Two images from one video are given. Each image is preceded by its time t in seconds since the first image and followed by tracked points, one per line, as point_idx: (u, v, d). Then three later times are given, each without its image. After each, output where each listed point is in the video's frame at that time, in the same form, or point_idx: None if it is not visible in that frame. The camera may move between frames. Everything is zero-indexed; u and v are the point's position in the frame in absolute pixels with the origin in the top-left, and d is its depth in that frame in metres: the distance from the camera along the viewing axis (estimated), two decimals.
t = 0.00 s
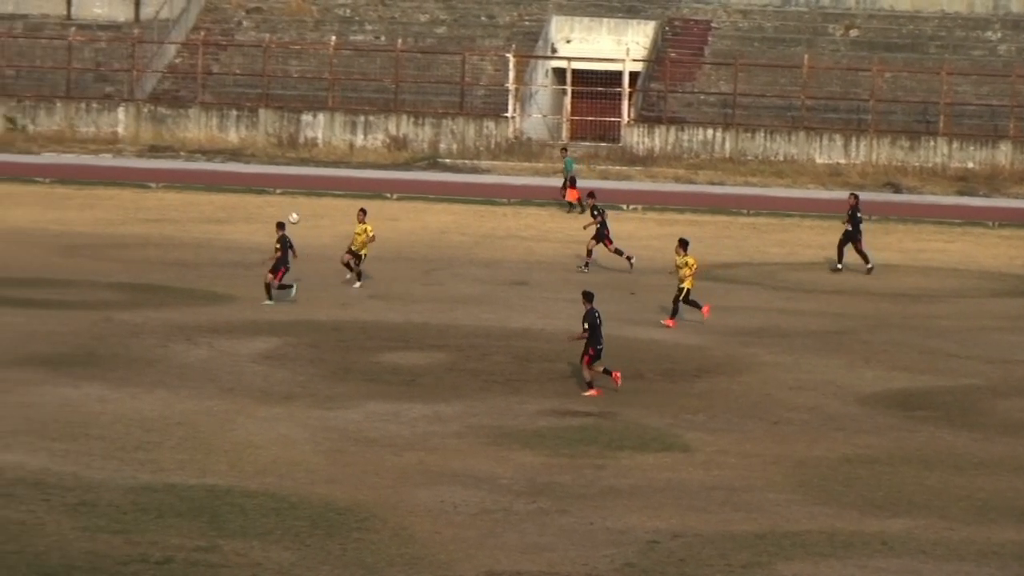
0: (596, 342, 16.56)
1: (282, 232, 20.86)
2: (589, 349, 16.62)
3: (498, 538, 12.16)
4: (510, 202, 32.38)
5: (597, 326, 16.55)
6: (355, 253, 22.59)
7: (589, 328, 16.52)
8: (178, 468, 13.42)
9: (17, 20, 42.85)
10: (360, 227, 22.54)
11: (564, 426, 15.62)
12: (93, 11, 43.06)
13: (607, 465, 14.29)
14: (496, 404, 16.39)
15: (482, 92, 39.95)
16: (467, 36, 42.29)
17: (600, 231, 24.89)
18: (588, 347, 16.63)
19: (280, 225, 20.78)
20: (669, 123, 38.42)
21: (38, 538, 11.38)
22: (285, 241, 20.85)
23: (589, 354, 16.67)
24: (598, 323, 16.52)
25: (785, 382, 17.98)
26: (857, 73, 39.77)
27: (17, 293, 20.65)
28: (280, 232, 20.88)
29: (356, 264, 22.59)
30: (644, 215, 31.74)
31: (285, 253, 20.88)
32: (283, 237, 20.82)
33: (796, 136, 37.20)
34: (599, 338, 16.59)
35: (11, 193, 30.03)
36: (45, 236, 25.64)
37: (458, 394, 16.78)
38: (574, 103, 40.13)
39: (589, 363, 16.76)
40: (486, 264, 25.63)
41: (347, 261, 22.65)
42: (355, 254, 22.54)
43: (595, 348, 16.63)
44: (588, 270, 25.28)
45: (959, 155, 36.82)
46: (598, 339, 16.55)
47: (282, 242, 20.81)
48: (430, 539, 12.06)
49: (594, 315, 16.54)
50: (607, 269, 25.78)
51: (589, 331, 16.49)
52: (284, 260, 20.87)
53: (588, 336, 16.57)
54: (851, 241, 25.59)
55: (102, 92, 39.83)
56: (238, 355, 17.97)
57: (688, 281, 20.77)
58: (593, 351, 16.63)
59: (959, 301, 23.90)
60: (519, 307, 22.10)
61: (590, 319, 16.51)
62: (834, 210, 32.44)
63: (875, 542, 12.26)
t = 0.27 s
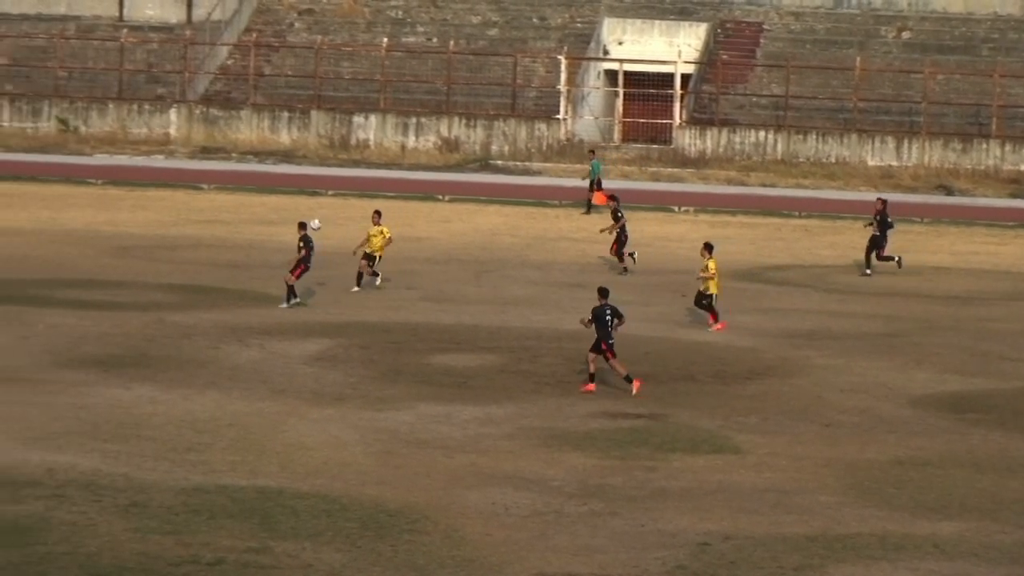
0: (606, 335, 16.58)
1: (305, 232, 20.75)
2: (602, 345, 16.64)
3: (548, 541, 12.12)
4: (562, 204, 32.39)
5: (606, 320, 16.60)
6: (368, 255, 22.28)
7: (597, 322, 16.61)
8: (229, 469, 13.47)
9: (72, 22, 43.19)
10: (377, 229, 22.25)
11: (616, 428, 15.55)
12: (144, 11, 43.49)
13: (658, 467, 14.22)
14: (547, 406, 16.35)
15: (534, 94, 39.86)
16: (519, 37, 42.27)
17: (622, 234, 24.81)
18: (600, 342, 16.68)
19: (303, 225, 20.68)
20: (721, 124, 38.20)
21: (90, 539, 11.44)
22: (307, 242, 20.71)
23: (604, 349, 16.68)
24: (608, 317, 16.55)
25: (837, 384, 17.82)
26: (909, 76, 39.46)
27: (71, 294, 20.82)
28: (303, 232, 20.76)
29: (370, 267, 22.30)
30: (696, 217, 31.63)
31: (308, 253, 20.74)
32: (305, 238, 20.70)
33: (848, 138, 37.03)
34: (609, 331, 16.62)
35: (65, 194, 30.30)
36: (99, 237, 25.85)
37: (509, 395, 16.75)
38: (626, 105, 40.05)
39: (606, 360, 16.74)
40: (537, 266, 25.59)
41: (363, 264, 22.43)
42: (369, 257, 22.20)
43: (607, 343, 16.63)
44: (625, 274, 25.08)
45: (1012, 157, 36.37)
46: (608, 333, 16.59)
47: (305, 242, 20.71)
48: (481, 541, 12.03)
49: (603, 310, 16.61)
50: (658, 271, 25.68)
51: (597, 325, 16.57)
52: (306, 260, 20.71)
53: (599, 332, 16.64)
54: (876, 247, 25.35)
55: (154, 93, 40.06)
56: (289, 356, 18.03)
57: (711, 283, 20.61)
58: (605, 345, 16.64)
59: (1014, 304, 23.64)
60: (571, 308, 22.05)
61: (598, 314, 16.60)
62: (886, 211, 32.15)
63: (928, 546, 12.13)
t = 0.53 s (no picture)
0: (607, 339, 16.39)
1: (320, 235, 20.62)
2: (602, 347, 16.47)
3: (582, 542, 12.09)
4: (595, 205, 32.32)
5: (610, 324, 16.38)
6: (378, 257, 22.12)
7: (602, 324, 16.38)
8: (263, 470, 13.49)
9: (108, 23, 43.37)
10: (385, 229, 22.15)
11: (649, 429, 15.50)
12: (180, 11, 43.68)
13: (692, 468, 14.17)
14: (581, 407, 16.31)
15: (569, 95, 39.76)
16: (554, 38, 42.22)
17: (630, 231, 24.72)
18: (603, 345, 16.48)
19: (317, 228, 20.53)
20: (756, 125, 38.04)
21: (124, 539, 11.47)
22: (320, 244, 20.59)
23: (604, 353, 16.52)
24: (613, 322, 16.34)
25: (872, 385, 17.73)
26: (945, 77, 39.22)
27: (106, 294, 20.92)
28: (318, 235, 20.63)
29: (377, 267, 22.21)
30: (730, 218, 31.51)
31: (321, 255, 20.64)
32: (319, 241, 20.56)
33: (884, 139, 36.85)
34: (611, 336, 16.41)
35: (101, 195, 30.44)
36: (134, 237, 25.97)
37: (542, 396, 16.73)
38: (660, 106, 39.94)
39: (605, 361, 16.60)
40: (571, 267, 25.57)
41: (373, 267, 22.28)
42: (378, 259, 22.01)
43: (607, 347, 16.45)
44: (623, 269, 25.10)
45: None
46: (611, 338, 16.41)
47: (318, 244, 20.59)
48: (514, 542, 12.01)
49: (609, 314, 16.38)
50: (693, 272, 25.60)
51: (600, 328, 16.35)
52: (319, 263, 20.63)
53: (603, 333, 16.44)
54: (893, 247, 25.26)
55: (189, 93, 40.17)
56: (323, 357, 18.05)
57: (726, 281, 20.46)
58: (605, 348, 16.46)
59: None
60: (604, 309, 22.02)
61: (603, 317, 16.37)
62: (921, 213, 31.94)
63: (964, 549, 12.03)
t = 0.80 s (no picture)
0: (607, 338, 16.44)
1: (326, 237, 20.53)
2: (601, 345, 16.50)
3: (609, 542, 12.06)
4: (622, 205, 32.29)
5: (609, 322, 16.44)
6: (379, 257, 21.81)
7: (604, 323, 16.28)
8: (290, 470, 13.51)
9: (137, 23, 43.52)
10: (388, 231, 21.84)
11: (676, 430, 15.46)
12: (207, 12, 43.83)
13: (719, 469, 14.12)
14: (608, 408, 16.28)
15: (596, 96, 39.65)
16: (581, 38, 42.17)
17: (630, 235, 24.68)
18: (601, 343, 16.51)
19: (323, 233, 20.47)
20: (784, 126, 37.91)
21: (150, 539, 11.50)
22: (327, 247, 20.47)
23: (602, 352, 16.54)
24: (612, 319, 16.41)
25: (899, 386, 17.64)
26: (973, 78, 39.04)
27: (134, 295, 20.99)
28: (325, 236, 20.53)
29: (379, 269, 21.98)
30: (757, 218, 31.40)
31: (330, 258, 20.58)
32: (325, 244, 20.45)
33: (911, 140, 36.72)
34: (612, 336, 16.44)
35: (129, 195, 30.56)
36: (163, 238, 26.05)
37: (569, 397, 16.70)
38: (687, 106, 39.81)
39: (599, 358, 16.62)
40: (598, 267, 25.54)
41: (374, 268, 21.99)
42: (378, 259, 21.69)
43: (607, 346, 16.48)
44: (623, 273, 25.04)
45: None
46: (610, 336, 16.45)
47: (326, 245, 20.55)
48: (541, 543, 11.99)
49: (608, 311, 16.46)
50: (720, 273, 25.52)
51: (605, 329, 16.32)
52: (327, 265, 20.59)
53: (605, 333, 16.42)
54: (906, 246, 25.13)
55: (217, 94, 40.25)
56: (350, 357, 18.07)
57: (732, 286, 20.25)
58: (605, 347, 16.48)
59: None
60: (631, 310, 21.99)
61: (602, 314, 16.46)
62: (949, 214, 31.78)
63: (992, 551, 11.97)
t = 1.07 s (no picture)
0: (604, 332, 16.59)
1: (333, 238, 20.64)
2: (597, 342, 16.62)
3: (633, 543, 12.04)
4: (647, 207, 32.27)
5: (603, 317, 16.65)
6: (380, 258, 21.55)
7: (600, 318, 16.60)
8: (314, 471, 13.53)
9: (161, 24, 43.63)
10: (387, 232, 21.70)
11: (700, 431, 15.42)
12: (232, 13, 43.92)
13: (743, 470, 14.09)
14: (632, 409, 16.25)
15: (621, 97, 39.53)
16: (606, 39, 42.13)
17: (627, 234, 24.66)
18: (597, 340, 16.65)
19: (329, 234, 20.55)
20: (809, 126, 37.82)
21: (174, 539, 11.52)
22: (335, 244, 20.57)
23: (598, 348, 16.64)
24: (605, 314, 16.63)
25: (924, 388, 17.56)
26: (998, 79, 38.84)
27: (158, 295, 21.06)
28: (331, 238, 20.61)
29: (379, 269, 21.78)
30: (781, 219, 31.30)
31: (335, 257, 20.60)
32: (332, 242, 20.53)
33: (936, 141, 36.60)
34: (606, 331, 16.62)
35: (154, 196, 30.65)
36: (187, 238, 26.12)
37: (593, 398, 16.68)
38: (711, 107, 39.68)
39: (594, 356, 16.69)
40: (622, 268, 25.52)
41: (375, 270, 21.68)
42: (378, 258, 21.44)
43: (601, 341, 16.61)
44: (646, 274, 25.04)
45: None
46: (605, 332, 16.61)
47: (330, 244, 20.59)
48: (565, 544, 11.98)
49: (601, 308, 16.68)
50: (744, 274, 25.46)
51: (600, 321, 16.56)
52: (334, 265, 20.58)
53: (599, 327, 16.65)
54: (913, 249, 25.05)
55: (242, 94, 40.30)
56: (374, 358, 18.09)
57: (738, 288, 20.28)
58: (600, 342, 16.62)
59: None
60: (655, 311, 21.96)
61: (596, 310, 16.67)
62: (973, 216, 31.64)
63: (1018, 553, 11.90)
